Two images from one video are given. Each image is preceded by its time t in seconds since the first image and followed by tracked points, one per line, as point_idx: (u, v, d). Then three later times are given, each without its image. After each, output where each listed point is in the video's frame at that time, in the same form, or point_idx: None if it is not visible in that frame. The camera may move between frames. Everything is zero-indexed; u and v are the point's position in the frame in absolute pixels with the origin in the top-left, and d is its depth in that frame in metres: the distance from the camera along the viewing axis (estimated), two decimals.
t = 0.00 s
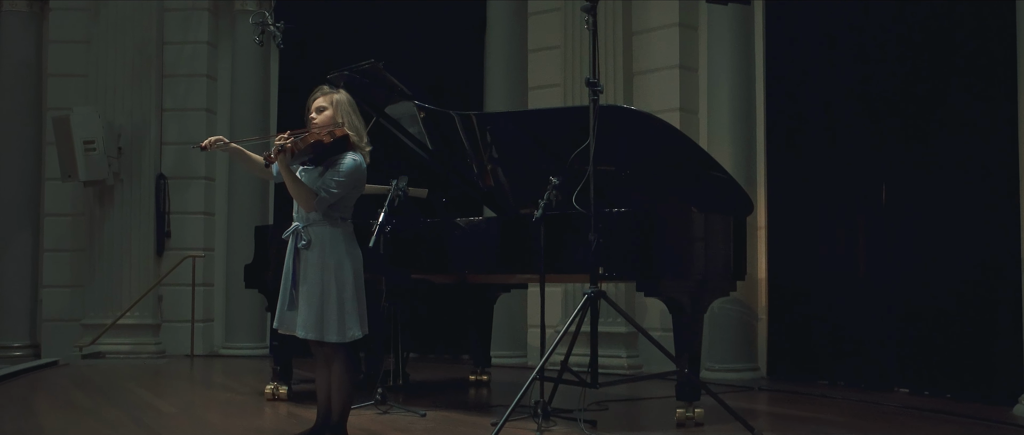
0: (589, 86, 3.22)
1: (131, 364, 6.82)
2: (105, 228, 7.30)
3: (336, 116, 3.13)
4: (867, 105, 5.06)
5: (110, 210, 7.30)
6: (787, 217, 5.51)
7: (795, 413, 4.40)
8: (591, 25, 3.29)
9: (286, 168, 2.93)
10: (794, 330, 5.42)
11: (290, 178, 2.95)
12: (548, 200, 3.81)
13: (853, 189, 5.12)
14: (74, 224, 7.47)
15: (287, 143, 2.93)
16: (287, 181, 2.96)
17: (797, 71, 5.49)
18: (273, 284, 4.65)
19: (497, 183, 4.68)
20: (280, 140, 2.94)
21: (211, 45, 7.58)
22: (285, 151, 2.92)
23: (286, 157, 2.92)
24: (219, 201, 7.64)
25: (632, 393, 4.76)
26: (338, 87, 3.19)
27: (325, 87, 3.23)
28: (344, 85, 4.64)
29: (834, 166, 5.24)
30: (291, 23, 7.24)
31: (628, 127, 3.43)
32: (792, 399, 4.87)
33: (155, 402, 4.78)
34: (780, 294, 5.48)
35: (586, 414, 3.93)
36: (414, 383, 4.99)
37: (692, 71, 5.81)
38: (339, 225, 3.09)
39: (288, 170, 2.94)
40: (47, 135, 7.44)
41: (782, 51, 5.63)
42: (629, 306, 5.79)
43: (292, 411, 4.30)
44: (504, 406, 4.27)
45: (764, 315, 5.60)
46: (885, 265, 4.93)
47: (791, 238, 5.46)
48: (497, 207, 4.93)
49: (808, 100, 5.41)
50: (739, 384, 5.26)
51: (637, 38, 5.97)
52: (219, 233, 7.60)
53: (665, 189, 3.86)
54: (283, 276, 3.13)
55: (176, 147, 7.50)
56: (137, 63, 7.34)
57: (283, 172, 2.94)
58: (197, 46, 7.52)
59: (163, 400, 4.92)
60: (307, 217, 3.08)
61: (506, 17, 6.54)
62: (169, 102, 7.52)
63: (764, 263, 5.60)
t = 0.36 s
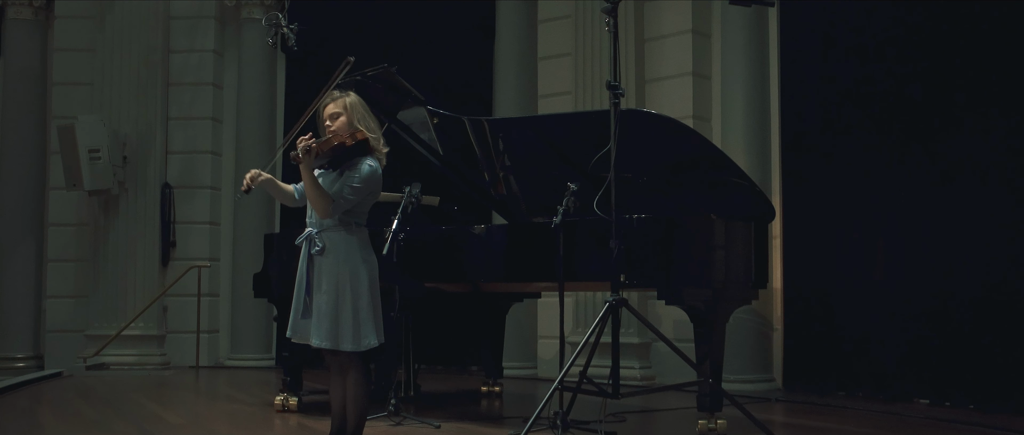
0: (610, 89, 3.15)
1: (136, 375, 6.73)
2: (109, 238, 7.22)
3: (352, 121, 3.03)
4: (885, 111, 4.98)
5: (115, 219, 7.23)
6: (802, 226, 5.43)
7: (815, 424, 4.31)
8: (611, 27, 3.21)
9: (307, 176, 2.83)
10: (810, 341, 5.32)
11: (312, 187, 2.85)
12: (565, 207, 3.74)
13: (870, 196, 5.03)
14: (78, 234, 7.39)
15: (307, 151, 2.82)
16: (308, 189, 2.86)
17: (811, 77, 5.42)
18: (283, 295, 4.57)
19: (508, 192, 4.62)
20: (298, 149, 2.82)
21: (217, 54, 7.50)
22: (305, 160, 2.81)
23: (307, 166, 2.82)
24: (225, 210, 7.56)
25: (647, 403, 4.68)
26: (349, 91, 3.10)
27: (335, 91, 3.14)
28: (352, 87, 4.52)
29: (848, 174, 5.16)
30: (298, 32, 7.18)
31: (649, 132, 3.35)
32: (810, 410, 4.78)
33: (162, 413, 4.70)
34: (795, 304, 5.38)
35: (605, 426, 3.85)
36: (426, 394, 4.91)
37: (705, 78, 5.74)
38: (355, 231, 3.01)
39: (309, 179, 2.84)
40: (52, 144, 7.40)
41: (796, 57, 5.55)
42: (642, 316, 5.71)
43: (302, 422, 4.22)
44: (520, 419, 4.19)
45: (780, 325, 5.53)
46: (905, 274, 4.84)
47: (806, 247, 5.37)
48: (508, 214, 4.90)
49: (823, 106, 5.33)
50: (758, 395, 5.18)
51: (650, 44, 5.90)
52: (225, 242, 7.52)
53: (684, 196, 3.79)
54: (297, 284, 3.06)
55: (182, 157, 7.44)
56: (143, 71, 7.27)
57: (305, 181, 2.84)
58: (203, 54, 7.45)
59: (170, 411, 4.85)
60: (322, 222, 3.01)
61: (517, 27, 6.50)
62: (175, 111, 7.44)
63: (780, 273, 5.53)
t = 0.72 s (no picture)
0: (634, 94, 3.09)
1: (142, 386, 6.65)
2: (115, 247, 7.15)
3: (372, 129, 2.94)
4: (905, 118, 4.91)
5: (121, 228, 7.16)
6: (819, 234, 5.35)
7: None
8: (634, 30, 3.15)
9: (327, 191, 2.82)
10: (828, 351, 5.24)
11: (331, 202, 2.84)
12: (587, 214, 3.65)
13: (889, 205, 4.96)
14: (84, 244, 7.31)
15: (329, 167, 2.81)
16: (328, 203, 2.85)
17: (828, 84, 5.34)
18: (295, 305, 4.49)
19: (524, 199, 4.57)
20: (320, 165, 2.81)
21: (224, 62, 7.41)
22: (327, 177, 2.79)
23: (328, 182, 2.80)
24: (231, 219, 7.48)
25: (665, 415, 4.60)
26: (365, 97, 2.97)
27: (350, 96, 3.01)
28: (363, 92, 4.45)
29: (867, 182, 5.08)
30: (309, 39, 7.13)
31: (672, 136, 3.31)
32: (830, 421, 4.70)
33: (170, 425, 4.62)
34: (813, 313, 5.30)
35: None
36: (437, 406, 4.83)
37: (719, 85, 5.67)
38: (373, 238, 2.95)
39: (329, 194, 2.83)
40: (58, 152, 7.33)
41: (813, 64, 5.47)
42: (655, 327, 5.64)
43: None
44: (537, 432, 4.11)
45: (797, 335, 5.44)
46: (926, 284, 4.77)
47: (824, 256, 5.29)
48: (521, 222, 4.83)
49: (840, 113, 5.25)
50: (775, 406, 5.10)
51: (662, 51, 5.85)
52: (231, 252, 7.44)
53: (705, 202, 3.73)
54: (313, 293, 2.98)
55: (188, 165, 7.36)
56: (149, 79, 7.20)
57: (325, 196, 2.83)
58: (210, 62, 7.36)
59: (177, 423, 4.76)
60: (339, 229, 2.93)
61: (527, 35, 6.45)
62: (181, 119, 7.36)
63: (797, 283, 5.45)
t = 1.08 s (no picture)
0: (664, 95, 3.03)
1: (151, 394, 6.58)
2: (123, 253, 7.09)
3: (397, 129, 2.89)
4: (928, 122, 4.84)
5: (130, 235, 7.10)
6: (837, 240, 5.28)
7: None
8: (664, 31, 3.09)
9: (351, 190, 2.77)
10: (844, 357, 5.18)
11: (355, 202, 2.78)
12: (612, 219, 3.60)
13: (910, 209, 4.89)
14: (92, 251, 7.25)
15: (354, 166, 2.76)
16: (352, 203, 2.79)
17: (846, 88, 5.27)
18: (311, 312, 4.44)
19: (541, 204, 4.52)
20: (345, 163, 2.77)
21: (233, 67, 7.36)
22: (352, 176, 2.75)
23: (353, 179, 2.76)
24: (240, 226, 7.42)
25: (685, 424, 4.52)
26: (387, 98, 2.93)
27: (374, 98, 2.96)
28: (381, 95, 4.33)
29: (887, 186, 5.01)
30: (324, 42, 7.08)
31: (703, 140, 3.25)
32: (852, 429, 4.63)
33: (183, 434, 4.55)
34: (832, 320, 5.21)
35: None
36: (453, 414, 4.76)
37: (735, 90, 5.61)
38: (397, 241, 2.89)
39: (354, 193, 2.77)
40: (66, 158, 7.28)
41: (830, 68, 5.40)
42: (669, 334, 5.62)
43: None
44: None
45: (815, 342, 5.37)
46: (948, 290, 4.69)
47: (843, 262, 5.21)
48: (539, 227, 4.81)
49: (859, 116, 5.17)
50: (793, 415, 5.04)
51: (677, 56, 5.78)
52: (240, 259, 7.37)
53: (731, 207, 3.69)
54: (336, 298, 2.92)
55: (197, 171, 7.30)
56: (157, 84, 7.15)
57: (349, 196, 2.77)
58: (219, 67, 7.30)
59: (191, 432, 4.70)
60: (364, 232, 2.88)
61: (542, 40, 6.40)
62: (190, 125, 7.30)
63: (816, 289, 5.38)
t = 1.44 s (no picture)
0: (699, 99, 2.99)
1: (162, 402, 6.52)
2: (134, 260, 7.03)
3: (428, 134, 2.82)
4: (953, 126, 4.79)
5: (141, 242, 7.04)
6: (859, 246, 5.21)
7: None
8: (699, 33, 3.05)
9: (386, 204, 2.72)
10: (867, 365, 5.11)
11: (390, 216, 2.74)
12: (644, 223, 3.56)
13: (934, 214, 4.82)
14: (102, 257, 7.19)
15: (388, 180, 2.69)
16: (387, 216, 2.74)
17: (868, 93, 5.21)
18: (331, 319, 4.37)
19: (561, 209, 4.49)
20: (378, 176, 2.70)
21: (244, 72, 7.31)
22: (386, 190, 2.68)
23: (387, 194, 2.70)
24: (252, 232, 7.35)
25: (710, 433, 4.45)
26: (416, 100, 2.86)
27: (402, 102, 2.90)
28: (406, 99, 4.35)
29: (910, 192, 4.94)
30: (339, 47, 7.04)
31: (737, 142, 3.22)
32: None
33: None
34: (855, 327, 5.14)
35: None
36: (473, 423, 4.70)
37: (755, 95, 5.55)
38: (430, 248, 2.85)
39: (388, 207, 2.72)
40: (76, 165, 7.23)
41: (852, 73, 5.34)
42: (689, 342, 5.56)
43: None
44: None
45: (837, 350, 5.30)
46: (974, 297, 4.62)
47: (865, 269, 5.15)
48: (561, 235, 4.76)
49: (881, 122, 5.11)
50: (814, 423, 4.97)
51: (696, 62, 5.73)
52: (251, 266, 7.31)
53: (757, 211, 3.64)
54: (367, 306, 2.88)
55: (208, 177, 7.23)
56: (169, 90, 7.10)
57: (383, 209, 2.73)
58: (231, 73, 7.25)
59: None
60: (396, 239, 2.83)
61: (557, 44, 6.32)
62: (201, 131, 7.25)
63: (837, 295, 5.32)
